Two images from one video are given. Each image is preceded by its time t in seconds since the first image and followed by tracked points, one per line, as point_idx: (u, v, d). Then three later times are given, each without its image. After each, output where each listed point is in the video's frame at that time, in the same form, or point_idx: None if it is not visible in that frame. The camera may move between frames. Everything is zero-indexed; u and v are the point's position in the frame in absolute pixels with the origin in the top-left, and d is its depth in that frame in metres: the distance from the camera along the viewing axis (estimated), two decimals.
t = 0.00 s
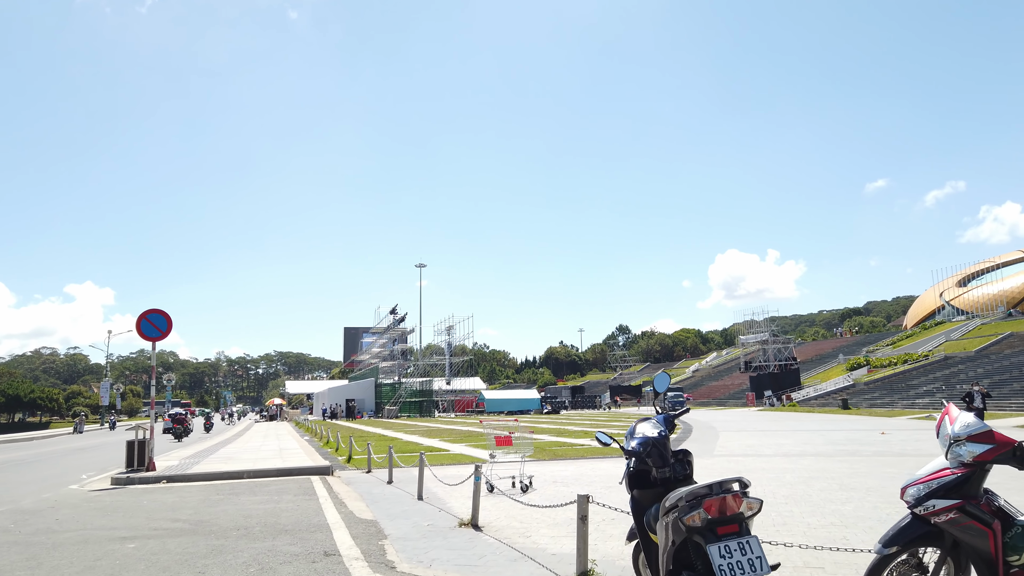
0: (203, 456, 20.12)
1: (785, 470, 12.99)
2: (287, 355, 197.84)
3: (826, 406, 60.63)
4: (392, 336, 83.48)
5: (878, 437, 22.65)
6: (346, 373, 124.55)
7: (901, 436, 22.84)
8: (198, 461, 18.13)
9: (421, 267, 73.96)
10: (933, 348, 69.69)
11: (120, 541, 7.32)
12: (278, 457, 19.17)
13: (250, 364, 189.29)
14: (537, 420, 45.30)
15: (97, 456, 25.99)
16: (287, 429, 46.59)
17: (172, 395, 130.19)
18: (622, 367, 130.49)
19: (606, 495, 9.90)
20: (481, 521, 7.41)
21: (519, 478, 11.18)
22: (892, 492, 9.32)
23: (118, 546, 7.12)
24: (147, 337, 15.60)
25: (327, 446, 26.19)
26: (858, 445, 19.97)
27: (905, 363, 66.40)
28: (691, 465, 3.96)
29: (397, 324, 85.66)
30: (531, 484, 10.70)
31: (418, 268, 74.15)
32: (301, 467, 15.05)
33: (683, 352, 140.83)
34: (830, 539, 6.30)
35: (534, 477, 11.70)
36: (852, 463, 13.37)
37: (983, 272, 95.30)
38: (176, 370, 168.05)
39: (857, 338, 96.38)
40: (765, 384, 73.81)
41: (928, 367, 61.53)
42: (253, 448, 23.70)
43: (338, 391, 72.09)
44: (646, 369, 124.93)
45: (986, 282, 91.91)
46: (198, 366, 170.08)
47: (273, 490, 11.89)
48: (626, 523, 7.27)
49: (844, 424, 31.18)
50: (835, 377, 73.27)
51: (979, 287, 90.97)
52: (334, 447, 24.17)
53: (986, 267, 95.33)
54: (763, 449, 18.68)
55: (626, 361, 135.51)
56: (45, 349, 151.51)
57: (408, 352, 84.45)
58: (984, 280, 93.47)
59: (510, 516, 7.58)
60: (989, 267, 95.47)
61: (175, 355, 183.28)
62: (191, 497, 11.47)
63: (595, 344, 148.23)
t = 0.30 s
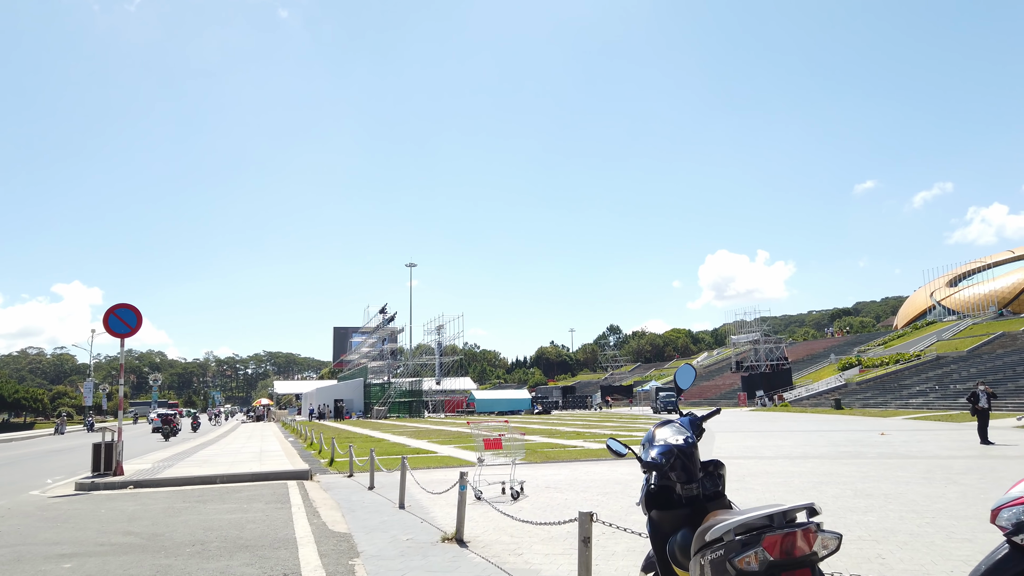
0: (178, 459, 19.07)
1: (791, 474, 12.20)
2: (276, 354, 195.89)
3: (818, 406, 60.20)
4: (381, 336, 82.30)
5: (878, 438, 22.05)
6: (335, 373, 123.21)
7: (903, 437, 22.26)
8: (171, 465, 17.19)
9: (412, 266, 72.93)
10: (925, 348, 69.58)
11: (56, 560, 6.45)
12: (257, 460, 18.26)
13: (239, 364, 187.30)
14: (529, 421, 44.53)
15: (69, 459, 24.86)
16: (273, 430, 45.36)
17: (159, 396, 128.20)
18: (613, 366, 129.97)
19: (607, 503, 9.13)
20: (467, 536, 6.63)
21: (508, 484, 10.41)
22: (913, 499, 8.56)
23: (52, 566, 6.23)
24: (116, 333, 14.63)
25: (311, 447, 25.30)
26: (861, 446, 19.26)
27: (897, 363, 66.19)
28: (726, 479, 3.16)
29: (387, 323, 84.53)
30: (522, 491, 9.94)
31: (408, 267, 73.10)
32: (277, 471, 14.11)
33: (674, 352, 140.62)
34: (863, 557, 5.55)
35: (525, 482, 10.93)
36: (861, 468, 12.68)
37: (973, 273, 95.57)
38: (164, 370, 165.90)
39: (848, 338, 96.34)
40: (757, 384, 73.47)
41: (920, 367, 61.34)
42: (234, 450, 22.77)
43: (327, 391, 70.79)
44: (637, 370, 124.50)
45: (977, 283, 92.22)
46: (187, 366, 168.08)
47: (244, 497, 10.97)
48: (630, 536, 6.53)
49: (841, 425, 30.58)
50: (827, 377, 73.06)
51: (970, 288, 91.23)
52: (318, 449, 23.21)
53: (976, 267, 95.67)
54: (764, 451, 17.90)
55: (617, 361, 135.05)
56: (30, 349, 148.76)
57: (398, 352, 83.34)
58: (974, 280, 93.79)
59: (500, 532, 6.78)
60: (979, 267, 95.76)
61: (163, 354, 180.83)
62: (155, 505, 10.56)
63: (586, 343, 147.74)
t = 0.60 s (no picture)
0: (154, 464, 18.12)
1: (801, 479, 11.48)
2: (268, 355, 194.07)
3: (814, 407, 59.70)
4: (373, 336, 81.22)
5: (882, 441, 21.42)
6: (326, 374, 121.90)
7: (906, 439, 21.67)
8: (146, 469, 16.33)
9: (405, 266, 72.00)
10: (919, 349, 69.30)
11: None
12: (238, 464, 17.41)
13: (230, 364, 185.49)
14: (522, 422, 43.72)
15: (44, 463, 23.86)
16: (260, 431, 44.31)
17: (147, 397, 126.23)
18: (607, 367, 129.32)
19: (610, 511, 8.38)
20: (457, 555, 5.89)
21: (501, 492, 9.69)
22: (943, 509, 7.85)
23: None
24: (85, 331, 13.80)
25: (297, 450, 24.45)
26: (866, 448, 18.58)
27: (891, 363, 65.81)
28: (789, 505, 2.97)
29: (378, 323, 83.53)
30: (517, 499, 9.21)
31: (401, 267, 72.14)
32: (255, 476, 13.26)
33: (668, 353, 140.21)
34: None
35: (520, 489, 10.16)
36: (875, 474, 11.99)
37: (966, 273, 95.65)
38: (155, 371, 163.86)
39: (842, 339, 96.16)
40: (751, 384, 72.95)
41: (915, 367, 60.98)
42: (216, 453, 21.86)
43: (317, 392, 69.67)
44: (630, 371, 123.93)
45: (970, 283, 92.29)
46: (177, 367, 166.14)
47: (216, 505, 10.11)
48: (641, 558, 5.78)
49: (841, 426, 29.92)
50: (822, 377, 72.65)
51: (963, 288, 91.29)
52: (303, 452, 22.33)
53: (968, 268, 95.80)
54: (767, 454, 17.19)
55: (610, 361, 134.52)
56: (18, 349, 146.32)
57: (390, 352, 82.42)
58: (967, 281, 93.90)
59: (493, 552, 6.05)
60: (972, 268, 95.86)
61: (153, 355, 178.63)
62: (119, 515, 9.72)
63: (579, 344, 147.12)
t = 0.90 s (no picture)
0: (136, 468, 17.32)
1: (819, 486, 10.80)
2: (263, 356, 192.91)
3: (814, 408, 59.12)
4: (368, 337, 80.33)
5: (889, 443, 20.82)
6: (322, 374, 120.78)
7: (914, 442, 21.10)
8: (127, 473, 15.61)
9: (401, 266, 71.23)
10: (919, 350, 68.81)
11: None
12: (225, 467, 16.72)
13: (226, 365, 184.27)
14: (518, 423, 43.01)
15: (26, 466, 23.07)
16: (253, 434, 43.53)
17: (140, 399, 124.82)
18: (604, 368, 128.61)
19: (619, 522, 7.68)
20: None
21: (500, 500, 9.01)
22: (983, 520, 7.18)
23: None
24: (60, 328, 13.04)
25: (288, 453, 23.75)
26: (877, 451, 17.90)
27: (891, 364, 65.26)
28: (906, 541, 2.84)
29: (374, 324, 82.67)
30: (517, 509, 8.51)
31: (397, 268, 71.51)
32: (239, 481, 12.52)
33: (664, 354, 139.72)
34: None
35: (521, 496, 9.45)
36: (894, 481, 11.39)
37: (965, 274, 95.25)
38: (150, 372, 162.53)
39: (840, 340, 95.75)
40: (750, 385, 72.40)
41: (915, 368, 60.47)
42: (203, 456, 21.11)
43: (312, 393, 68.86)
44: (627, 372, 123.33)
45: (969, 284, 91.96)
46: (173, 368, 165.00)
47: (193, 515, 9.38)
48: None
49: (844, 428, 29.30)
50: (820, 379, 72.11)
51: (962, 289, 91.00)
52: (293, 456, 21.56)
53: (967, 269, 95.55)
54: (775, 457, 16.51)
55: (607, 362, 133.95)
56: (12, 350, 144.80)
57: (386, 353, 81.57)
58: (965, 282, 93.60)
59: None
60: (971, 269, 95.49)
61: (148, 356, 177.18)
62: (87, 525, 8.99)
63: (576, 345, 146.48)
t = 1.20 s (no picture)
0: (118, 471, 16.59)
1: (836, 491, 10.17)
2: (260, 358, 191.57)
3: (813, 410, 58.58)
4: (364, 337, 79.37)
5: (898, 445, 20.23)
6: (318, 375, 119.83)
7: (923, 444, 20.54)
8: (107, 477, 14.89)
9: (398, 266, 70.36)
10: (919, 351, 68.41)
11: None
12: (211, 470, 16.02)
13: (222, 366, 183.05)
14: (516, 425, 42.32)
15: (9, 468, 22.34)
16: (246, 435, 42.77)
17: (135, 400, 123.59)
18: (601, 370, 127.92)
19: (628, 533, 7.04)
20: None
21: (500, 508, 8.38)
22: None
23: None
24: (35, 325, 12.35)
25: (280, 456, 23.04)
26: (886, 454, 17.30)
27: (891, 366, 64.77)
28: None
29: (370, 324, 81.79)
30: (518, 517, 7.88)
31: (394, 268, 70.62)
32: (222, 486, 11.84)
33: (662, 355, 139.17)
34: None
35: (521, 503, 8.81)
36: (914, 485, 10.78)
37: (963, 275, 94.90)
38: (145, 374, 161.37)
39: (838, 341, 95.32)
40: (749, 387, 71.91)
41: (915, 369, 60.01)
42: (191, 459, 20.36)
43: (308, 394, 68.03)
44: (625, 373, 122.70)
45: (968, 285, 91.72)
46: (169, 368, 163.80)
47: (168, 524, 8.71)
48: None
49: (848, 430, 28.71)
50: (820, 380, 71.62)
51: (960, 290, 90.74)
52: (285, 458, 20.89)
53: (965, 270, 95.34)
54: (783, 459, 15.88)
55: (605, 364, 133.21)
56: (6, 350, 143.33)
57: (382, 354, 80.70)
58: (964, 283, 93.36)
59: None
60: (970, 269, 95.11)
61: (144, 357, 175.80)
62: (54, 534, 8.33)
63: (573, 346, 145.83)
